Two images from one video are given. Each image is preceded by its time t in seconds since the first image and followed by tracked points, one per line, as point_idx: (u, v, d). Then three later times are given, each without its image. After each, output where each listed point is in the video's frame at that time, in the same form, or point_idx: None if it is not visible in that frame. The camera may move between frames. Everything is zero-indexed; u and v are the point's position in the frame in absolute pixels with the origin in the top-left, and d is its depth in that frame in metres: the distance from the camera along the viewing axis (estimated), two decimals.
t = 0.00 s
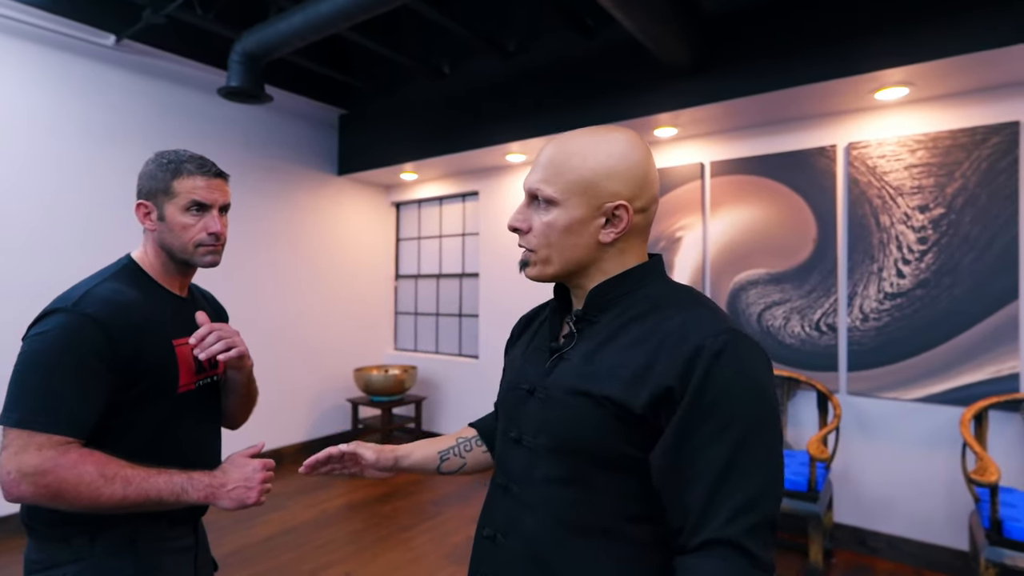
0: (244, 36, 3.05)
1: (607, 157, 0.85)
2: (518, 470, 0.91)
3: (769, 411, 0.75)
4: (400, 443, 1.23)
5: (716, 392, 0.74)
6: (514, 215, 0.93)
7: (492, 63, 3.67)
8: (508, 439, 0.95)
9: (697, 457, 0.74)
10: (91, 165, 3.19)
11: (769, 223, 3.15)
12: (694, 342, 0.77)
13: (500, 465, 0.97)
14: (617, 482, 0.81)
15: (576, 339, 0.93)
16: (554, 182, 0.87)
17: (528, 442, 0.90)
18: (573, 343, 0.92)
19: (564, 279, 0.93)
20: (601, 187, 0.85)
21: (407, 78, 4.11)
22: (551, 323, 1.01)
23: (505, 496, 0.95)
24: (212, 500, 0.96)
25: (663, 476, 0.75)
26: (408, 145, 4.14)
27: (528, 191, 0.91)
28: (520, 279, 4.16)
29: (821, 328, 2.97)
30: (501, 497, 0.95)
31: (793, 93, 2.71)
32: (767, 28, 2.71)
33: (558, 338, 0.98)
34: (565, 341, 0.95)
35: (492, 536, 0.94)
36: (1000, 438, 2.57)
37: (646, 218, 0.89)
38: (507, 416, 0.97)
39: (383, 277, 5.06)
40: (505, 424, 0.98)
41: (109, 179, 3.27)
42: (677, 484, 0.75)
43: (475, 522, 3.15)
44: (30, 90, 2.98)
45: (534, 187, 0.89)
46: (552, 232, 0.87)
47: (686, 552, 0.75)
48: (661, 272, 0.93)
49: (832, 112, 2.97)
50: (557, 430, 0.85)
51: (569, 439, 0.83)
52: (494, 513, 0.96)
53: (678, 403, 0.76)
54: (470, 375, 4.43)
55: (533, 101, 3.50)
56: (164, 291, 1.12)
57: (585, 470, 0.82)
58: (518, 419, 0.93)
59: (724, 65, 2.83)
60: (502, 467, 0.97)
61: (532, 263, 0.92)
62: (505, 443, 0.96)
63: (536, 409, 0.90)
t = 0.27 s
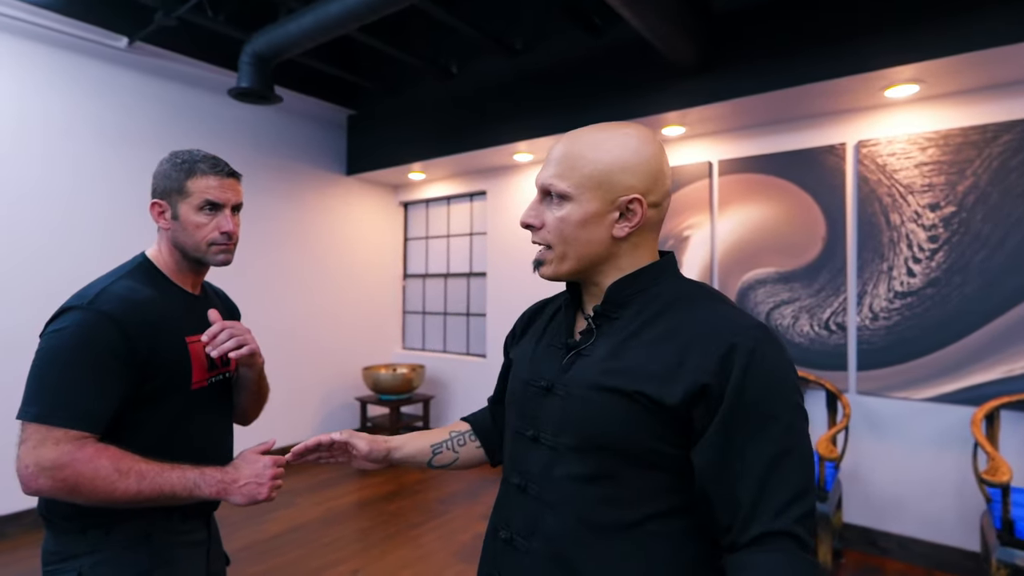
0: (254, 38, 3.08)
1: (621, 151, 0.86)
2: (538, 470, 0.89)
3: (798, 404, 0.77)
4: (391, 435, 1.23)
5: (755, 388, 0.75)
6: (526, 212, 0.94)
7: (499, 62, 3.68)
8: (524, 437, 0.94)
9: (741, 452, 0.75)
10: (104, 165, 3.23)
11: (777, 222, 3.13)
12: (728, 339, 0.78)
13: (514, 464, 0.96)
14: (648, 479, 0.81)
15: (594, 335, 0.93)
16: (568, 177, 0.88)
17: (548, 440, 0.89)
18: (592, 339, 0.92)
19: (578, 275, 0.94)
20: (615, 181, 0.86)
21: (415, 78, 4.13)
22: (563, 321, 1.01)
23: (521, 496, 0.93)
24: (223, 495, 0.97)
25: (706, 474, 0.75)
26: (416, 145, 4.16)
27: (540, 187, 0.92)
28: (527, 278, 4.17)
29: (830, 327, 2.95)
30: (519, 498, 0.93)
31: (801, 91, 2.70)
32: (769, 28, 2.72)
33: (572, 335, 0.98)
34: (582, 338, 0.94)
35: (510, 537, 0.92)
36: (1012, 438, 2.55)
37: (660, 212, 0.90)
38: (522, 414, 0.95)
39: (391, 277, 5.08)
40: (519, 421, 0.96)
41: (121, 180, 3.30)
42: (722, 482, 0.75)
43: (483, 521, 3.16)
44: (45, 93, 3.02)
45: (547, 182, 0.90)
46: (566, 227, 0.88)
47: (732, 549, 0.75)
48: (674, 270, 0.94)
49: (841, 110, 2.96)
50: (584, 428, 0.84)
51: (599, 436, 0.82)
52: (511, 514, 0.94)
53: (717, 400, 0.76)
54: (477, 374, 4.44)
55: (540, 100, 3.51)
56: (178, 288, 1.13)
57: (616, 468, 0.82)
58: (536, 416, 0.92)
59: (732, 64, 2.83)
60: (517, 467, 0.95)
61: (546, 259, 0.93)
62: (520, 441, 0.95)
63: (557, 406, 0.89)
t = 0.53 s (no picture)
0: (265, 40, 3.11)
1: (635, 152, 0.87)
2: (553, 468, 0.90)
3: (811, 407, 0.78)
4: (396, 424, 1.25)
5: (773, 391, 0.75)
6: (539, 212, 0.95)
7: (508, 62, 3.69)
8: (537, 436, 0.95)
9: (755, 453, 0.75)
10: (119, 167, 3.27)
11: (787, 221, 3.12)
12: (746, 341, 0.79)
13: (526, 463, 0.96)
14: (663, 479, 0.81)
15: (609, 336, 0.93)
16: (582, 178, 0.89)
17: (563, 439, 0.89)
18: (607, 340, 0.93)
19: (591, 276, 0.94)
20: (629, 183, 0.87)
21: (424, 79, 4.15)
22: (576, 321, 1.02)
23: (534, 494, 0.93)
24: (239, 491, 0.99)
25: (723, 474, 0.76)
26: (425, 146, 4.18)
27: (554, 188, 0.93)
28: (535, 278, 4.18)
29: (840, 327, 2.94)
30: (532, 496, 0.93)
31: (811, 89, 2.68)
32: (775, 27, 2.71)
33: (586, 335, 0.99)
34: (596, 338, 0.95)
35: (522, 535, 0.93)
36: None
37: (673, 214, 0.91)
38: (535, 413, 0.96)
39: (400, 276, 5.11)
40: (532, 420, 0.97)
41: (136, 181, 3.35)
42: (737, 482, 0.75)
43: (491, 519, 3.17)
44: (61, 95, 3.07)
45: (560, 183, 0.91)
46: (580, 228, 0.89)
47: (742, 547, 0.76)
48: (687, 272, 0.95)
49: (851, 108, 2.94)
50: (600, 428, 0.84)
51: (615, 436, 0.83)
52: (524, 512, 0.94)
53: (735, 402, 0.77)
54: (486, 373, 4.46)
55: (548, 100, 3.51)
56: (194, 288, 1.16)
57: (632, 468, 0.82)
58: (550, 416, 0.93)
59: (740, 63, 2.82)
60: (530, 465, 0.95)
61: (558, 260, 0.93)
62: (533, 440, 0.96)
63: (572, 406, 0.90)
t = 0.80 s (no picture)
0: (279, 42, 3.15)
1: (687, 152, 0.90)
2: (562, 464, 0.91)
3: (819, 403, 0.78)
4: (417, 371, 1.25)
5: (778, 386, 0.76)
6: (603, 209, 0.87)
7: (519, 63, 3.70)
8: (547, 432, 0.95)
9: (761, 448, 0.75)
10: (136, 168, 3.31)
11: (799, 220, 3.10)
12: (752, 337, 0.79)
13: (536, 459, 0.97)
14: (670, 474, 0.81)
15: (617, 333, 0.94)
16: (662, 175, 0.85)
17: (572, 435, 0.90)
18: (615, 337, 0.93)
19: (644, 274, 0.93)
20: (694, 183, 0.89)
21: (435, 80, 4.17)
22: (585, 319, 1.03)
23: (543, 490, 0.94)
24: (258, 486, 1.01)
25: (728, 468, 0.76)
26: (435, 147, 4.20)
27: (623, 184, 0.86)
28: (545, 278, 4.18)
29: (854, 327, 2.91)
30: (541, 491, 0.94)
31: (825, 87, 2.66)
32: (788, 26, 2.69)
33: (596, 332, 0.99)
34: (605, 336, 0.96)
35: (531, 530, 0.93)
36: None
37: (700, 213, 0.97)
38: (545, 409, 0.97)
39: (411, 276, 5.13)
40: (542, 417, 0.97)
41: (153, 184, 3.40)
42: (742, 477, 0.76)
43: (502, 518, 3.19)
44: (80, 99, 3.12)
45: (637, 179, 0.86)
46: (660, 226, 0.86)
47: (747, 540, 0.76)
48: (695, 271, 0.95)
49: (865, 106, 2.91)
50: (607, 423, 0.85)
51: (621, 431, 0.83)
52: (533, 507, 0.95)
53: (741, 397, 0.77)
54: (496, 373, 4.47)
55: (559, 100, 3.52)
56: (211, 287, 1.18)
57: (638, 463, 0.82)
58: (559, 412, 0.94)
59: (752, 61, 2.80)
60: (539, 462, 0.96)
61: (628, 260, 0.88)
62: (542, 436, 0.96)
63: (581, 402, 0.90)
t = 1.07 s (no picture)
0: (293, 45, 3.17)
1: (681, 154, 0.88)
2: (576, 463, 0.91)
3: (837, 407, 0.77)
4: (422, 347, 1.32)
5: (797, 389, 0.75)
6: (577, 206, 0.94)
7: (531, 63, 3.70)
8: (561, 432, 0.96)
9: (778, 451, 0.75)
10: (154, 171, 3.36)
11: (815, 219, 3.06)
12: (771, 340, 0.79)
13: (550, 458, 0.97)
14: (686, 475, 0.82)
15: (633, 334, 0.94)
16: (630, 175, 0.88)
17: (587, 435, 0.90)
18: (631, 338, 0.93)
19: (625, 273, 0.95)
20: (678, 185, 0.88)
21: (448, 81, 4.18)
22: (600, 320, 1.03)
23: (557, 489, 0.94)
24: (276, 484, 1.02)
25: (746, 470, 0.76)
26: (448, 147, 4.21)
27: (596, 183, 0.92)
28: (557, 278, 4.18)
29: (871, 328, 2.88)
30: (555, 490, 0.94)
31: (841, 85, 2.63)
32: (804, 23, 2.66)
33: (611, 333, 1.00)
34: (620, 336, 0.96)
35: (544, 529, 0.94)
36: None
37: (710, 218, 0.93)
38: (559, 409, 0.97)
39: (423, 276, 5.15)
40: (557, 416, 0.98)
41: (170, 186, 3.44)
42: (759, 479, 0.75)
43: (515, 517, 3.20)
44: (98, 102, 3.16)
45: (605, 179, 0.91)
46: (624, 225, 0.89)
47: (763, 543, 0.76)
48: (712, 272, 0.95)
49: (882, 103, 2.88)
50: (623, 423, 0.85)
51: (637, 432, 0.83)
52: (547, 505, 0.95)
53: (759, 401, 0.77)
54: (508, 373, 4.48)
55: (571, 100, 3.51)
56: (231, 288, 1.19)
57: (654, 464, 0.83)
58: (573, 411, 0.94)
59: (767, 59, 2.78)
60: (553, 461, 0.96)
61: (595, 256, 0.93)
62: (557, 435, 0.97)
63: (596, 402, 0.90)
